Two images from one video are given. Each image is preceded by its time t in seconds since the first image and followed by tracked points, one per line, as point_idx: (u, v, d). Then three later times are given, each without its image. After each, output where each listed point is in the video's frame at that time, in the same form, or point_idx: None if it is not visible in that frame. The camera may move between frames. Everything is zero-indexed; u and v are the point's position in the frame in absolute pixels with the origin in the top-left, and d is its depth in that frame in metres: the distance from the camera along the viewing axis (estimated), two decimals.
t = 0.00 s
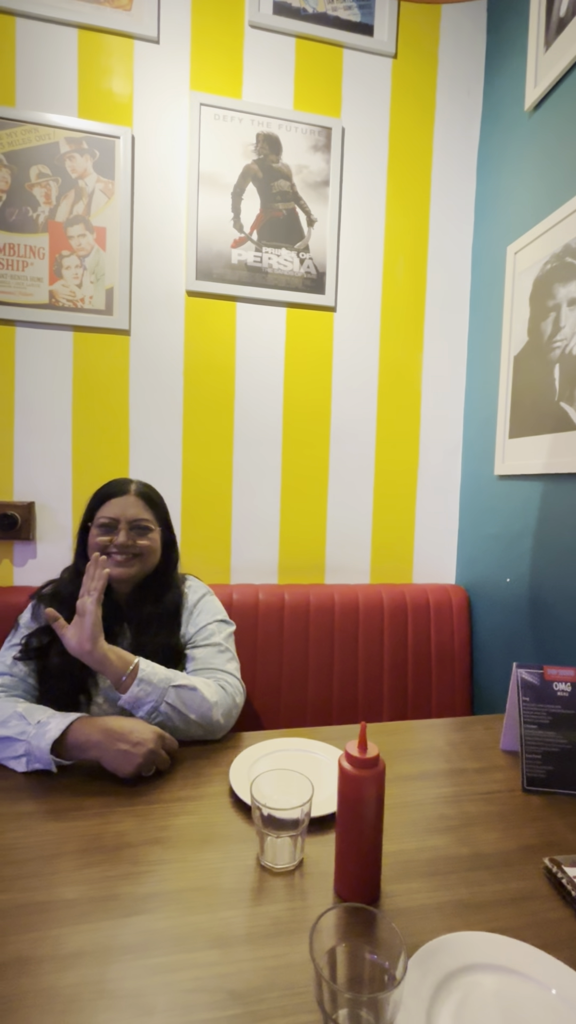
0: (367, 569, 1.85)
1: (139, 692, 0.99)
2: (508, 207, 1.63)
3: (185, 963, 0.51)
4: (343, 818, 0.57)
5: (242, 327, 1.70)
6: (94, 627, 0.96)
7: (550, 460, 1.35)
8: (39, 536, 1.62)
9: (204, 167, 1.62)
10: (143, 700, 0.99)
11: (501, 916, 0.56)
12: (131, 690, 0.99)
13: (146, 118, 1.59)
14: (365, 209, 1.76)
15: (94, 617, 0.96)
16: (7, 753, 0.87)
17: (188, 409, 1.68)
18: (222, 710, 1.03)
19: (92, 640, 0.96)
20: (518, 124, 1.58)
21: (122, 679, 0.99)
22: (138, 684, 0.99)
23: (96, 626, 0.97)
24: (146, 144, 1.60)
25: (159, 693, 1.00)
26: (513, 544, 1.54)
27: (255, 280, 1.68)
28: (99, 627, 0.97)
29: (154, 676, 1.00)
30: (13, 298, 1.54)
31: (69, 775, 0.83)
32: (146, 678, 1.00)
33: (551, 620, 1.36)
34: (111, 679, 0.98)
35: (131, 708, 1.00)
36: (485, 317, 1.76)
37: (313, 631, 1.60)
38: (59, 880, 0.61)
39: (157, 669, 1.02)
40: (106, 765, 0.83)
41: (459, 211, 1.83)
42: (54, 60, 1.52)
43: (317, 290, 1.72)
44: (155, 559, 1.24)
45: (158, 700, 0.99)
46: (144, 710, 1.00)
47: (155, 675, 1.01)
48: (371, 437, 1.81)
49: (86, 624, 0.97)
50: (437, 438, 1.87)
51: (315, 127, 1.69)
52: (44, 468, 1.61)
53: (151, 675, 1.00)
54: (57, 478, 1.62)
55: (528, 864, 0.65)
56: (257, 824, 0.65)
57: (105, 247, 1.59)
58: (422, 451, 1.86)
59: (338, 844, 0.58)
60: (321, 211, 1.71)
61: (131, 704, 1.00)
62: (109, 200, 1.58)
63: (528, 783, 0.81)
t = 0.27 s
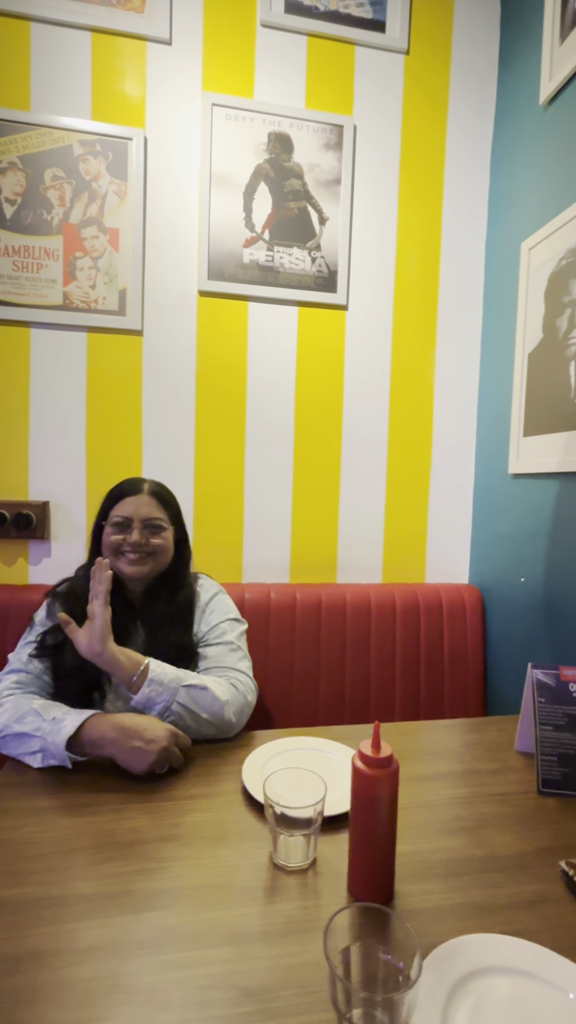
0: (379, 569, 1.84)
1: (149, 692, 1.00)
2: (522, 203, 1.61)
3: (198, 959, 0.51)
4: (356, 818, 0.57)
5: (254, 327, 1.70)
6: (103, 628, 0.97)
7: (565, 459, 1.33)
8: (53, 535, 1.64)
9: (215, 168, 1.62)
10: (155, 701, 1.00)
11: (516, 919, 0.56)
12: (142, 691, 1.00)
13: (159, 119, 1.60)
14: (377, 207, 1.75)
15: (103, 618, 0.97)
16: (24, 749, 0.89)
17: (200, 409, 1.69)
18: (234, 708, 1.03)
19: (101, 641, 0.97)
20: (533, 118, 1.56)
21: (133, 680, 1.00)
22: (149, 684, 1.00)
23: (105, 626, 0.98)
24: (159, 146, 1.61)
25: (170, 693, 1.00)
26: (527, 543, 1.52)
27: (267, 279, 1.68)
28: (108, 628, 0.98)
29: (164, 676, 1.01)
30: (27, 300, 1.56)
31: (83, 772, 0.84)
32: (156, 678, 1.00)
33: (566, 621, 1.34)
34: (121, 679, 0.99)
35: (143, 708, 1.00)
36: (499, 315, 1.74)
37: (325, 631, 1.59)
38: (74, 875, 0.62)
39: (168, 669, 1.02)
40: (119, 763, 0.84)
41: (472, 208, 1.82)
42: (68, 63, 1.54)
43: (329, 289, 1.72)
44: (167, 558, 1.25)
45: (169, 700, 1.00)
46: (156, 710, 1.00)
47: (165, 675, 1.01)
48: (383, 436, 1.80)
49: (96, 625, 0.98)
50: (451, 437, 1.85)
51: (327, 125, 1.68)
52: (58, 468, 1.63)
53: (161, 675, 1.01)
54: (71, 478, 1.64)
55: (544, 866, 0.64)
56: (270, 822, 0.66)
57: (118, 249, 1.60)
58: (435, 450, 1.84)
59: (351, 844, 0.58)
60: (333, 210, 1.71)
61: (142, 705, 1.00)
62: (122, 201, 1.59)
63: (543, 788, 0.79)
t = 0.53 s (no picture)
0: (392, 568, 1.83)
1: (159, 697, 1.00)
2: (538, 198, 1.59)
3: (214, 956, 0.52)
4: (372, 817, 0.57)
5: (267, 326, 1.70)
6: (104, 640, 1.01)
7: None
8: (69, 534, 1.66)
9: (229, 168, 1.63)
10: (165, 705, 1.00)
11: (535, 923, 0.55)
12: (152, 697, 1.00)
13: (172, 121, 1.61)
14: (391, 204, 1.74)
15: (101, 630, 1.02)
16: (41, 744, 0.91)
17: (214, 409, 1.70)
18: (246, 707, 1.03)
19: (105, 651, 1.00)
20: (550, 111, 1.54)
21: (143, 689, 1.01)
22: (158, 690, 1.00)
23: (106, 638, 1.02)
24: (173, 147, 1.61)
25: (180, 696, 1.01)
26: (544, 543, 1.50)
27: (280, 278, 1.68)
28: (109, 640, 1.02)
29: (173, 681, 1.01)
30: (44, 302, 1.58)
31: (99, 768, 0.85)
32: (165, 684, 1.01)
33: None
34: (130, 687, 1.00)
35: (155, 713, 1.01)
36: (514, 311, 1.72)
37: (338, 630, 1.59)
38: (91, 870, 0.63)
39: (176, 674, 1.03)
40: (135, 759, 0.84)
41: (487, 204, 1.80)
42: (83, 67, 1.55)
43: (342, 287, 1.71)
44: (182, 558, 1.26)
45: (179, 703, 1.00)
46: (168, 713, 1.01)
47: (174, 680, 1.02)
48: (397, 435, 1.79)
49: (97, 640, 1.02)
50: (465, 435, 1.83)
51: (341, 123, 1.68)
52: (74, 468, 1.64)
53: (170, 681, 1.01)
54: (86, 478, 1.65)
55: (563, 870, 0.63)
56: (285, 821, 0.65)
57: (132, 250, 1.61)
58: (449, 448, 1.83)
59: (366, 844, 0.58)
60: (346, 208, 1.70)
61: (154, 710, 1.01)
62: (136, 203, 1.60)
63: (562, 790, 0.78)
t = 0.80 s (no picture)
0: (407, 567, 1.82)
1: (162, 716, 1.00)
2: (556, 191, 1.56)
3: (231, 951, 0.52)
4: (389, 817, 0.57)
5: (281, 325, 1.70)
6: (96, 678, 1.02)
7: None
8: (85, 532, 1.68)
9: (242, 168, 1.63)
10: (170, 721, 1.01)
11: (555, 926, 0.54)
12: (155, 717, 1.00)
13: (186, 122, 1.61)
14: (405, 201, 1.73)
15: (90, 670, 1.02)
16: (60, 740, 0.92)
17: (228, 408, 1.70)
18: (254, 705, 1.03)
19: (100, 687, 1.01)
20: (568, 103, 1.51)
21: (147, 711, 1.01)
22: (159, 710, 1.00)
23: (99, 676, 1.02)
24: (187, 148, 1.62)
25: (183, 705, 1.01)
26: (562, 542, 1.48)
27: (294, 277, 1.67)
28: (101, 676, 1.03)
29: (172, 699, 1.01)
30: (60, 303, 1.60)
31: (116, 765, 0.86)
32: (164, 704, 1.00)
33: None
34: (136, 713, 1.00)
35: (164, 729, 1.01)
36: (531, 307, 1.69)
37: (352, 630, 1.58)
38: (109, 864, 0.63)
39: (174, 691, 1.02)
40: (151, 757, 0.85)
41: (503, 199, 1.78)
42: (99, 70, 1.57)
43: (356, 285, 1.70)
44: (196, 557, 1.26)
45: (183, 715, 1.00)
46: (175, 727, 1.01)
47: (173, 697, 1.02)
48: (411, 433, 1.78)
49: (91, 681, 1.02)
50: (481, 433, 1.81)
51: (354, 120, 1.67)
52: (91, 468, 1.66)
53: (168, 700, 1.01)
54: (102, 477, 1.67)
55: None
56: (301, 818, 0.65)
57: (147, 251, 1.62)
58: (464, 446, 1.81)
59: (383, 844, 0.58)
60: (360, 205, 1.69)
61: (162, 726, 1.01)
62: (151, 204, 1.61)
63: None
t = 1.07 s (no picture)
0: (422, 567, 1.80)
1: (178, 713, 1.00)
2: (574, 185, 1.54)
3: (247, 949, 0.52)
4: (406, 818, 0.56)
5: (295, 325, 1.70)
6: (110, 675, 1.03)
7: None
8: (101, 532, 1.69)
9: (256, 168, 1.63)
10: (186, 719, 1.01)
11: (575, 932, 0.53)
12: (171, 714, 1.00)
13: (200, 123, 1.62)
14: (420, 198, 1.72)
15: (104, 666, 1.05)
16: (77, 737, 0.93)
17: (242, 408, 1.70)
18: (269, 704, 1.03)
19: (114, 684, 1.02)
20: None
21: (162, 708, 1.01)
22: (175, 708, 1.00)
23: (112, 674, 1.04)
24: (201, 149, 1.63)
25: (200, 704, 1.02)
26: None
27: (307, 275, 1.67)
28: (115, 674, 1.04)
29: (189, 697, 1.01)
30: (76, 305, 1.62)
31: (132, 762, 0.87)
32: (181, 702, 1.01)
33: None
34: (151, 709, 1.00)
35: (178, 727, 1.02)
36: (549, 304, 1.67)
37: (367, 629, 1.58)
38: (126, 859, 0.64)
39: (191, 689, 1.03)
40: (167, 754, 0.86)
41: (519, 194, 1.75)
42: (114, 74, 1.58)
43: (370, 284, 1.70)
44: (210, 557, 1.27)
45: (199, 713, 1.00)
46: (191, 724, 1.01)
47: (190, 694, 1.02)
48: (426, 432, 1.77)
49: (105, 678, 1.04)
50: (497, 431, 1.79)
51: (368, 118, 1.66)
52: (106, 468, 1.68)
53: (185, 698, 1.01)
54: (118, 477, 1.68)
55: None
56: (317, 818, 0.65)
57: (161, 252, 1.63)
58: (480, 445, 1.79)
59: (400, 845, 0.57)
60: (374, 203, 1.68)
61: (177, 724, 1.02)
62: (165, 206, 1.62)
63: None
